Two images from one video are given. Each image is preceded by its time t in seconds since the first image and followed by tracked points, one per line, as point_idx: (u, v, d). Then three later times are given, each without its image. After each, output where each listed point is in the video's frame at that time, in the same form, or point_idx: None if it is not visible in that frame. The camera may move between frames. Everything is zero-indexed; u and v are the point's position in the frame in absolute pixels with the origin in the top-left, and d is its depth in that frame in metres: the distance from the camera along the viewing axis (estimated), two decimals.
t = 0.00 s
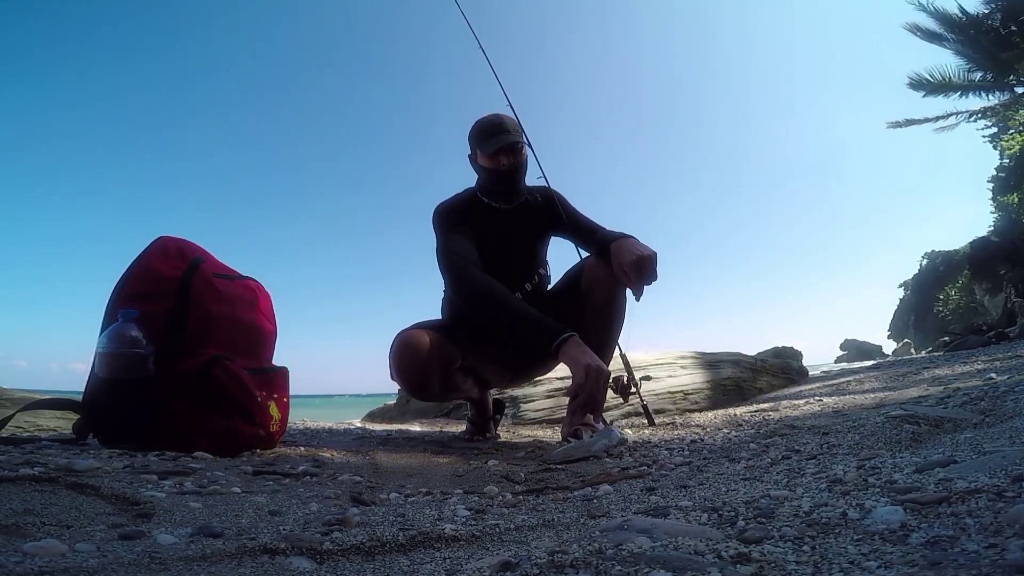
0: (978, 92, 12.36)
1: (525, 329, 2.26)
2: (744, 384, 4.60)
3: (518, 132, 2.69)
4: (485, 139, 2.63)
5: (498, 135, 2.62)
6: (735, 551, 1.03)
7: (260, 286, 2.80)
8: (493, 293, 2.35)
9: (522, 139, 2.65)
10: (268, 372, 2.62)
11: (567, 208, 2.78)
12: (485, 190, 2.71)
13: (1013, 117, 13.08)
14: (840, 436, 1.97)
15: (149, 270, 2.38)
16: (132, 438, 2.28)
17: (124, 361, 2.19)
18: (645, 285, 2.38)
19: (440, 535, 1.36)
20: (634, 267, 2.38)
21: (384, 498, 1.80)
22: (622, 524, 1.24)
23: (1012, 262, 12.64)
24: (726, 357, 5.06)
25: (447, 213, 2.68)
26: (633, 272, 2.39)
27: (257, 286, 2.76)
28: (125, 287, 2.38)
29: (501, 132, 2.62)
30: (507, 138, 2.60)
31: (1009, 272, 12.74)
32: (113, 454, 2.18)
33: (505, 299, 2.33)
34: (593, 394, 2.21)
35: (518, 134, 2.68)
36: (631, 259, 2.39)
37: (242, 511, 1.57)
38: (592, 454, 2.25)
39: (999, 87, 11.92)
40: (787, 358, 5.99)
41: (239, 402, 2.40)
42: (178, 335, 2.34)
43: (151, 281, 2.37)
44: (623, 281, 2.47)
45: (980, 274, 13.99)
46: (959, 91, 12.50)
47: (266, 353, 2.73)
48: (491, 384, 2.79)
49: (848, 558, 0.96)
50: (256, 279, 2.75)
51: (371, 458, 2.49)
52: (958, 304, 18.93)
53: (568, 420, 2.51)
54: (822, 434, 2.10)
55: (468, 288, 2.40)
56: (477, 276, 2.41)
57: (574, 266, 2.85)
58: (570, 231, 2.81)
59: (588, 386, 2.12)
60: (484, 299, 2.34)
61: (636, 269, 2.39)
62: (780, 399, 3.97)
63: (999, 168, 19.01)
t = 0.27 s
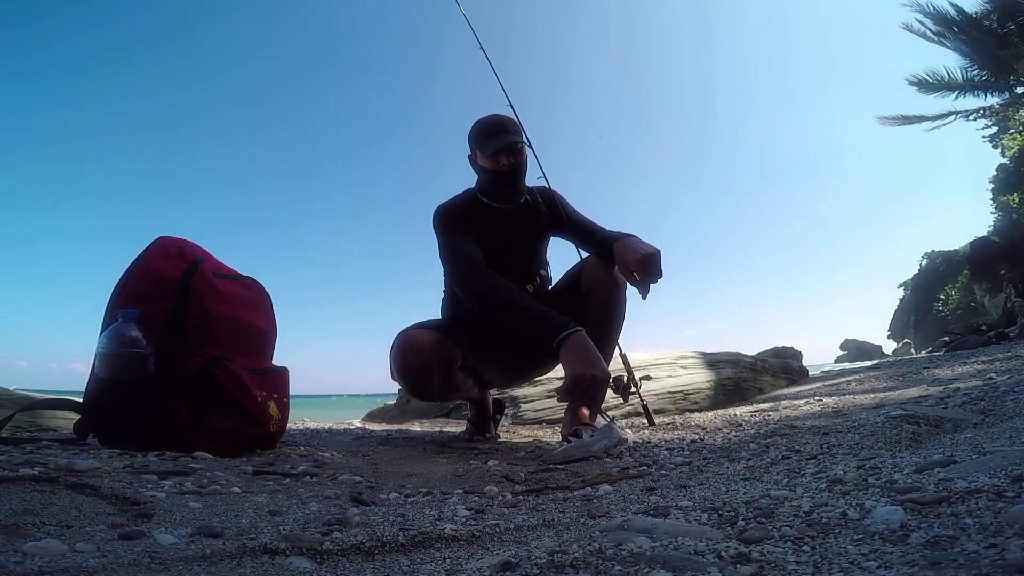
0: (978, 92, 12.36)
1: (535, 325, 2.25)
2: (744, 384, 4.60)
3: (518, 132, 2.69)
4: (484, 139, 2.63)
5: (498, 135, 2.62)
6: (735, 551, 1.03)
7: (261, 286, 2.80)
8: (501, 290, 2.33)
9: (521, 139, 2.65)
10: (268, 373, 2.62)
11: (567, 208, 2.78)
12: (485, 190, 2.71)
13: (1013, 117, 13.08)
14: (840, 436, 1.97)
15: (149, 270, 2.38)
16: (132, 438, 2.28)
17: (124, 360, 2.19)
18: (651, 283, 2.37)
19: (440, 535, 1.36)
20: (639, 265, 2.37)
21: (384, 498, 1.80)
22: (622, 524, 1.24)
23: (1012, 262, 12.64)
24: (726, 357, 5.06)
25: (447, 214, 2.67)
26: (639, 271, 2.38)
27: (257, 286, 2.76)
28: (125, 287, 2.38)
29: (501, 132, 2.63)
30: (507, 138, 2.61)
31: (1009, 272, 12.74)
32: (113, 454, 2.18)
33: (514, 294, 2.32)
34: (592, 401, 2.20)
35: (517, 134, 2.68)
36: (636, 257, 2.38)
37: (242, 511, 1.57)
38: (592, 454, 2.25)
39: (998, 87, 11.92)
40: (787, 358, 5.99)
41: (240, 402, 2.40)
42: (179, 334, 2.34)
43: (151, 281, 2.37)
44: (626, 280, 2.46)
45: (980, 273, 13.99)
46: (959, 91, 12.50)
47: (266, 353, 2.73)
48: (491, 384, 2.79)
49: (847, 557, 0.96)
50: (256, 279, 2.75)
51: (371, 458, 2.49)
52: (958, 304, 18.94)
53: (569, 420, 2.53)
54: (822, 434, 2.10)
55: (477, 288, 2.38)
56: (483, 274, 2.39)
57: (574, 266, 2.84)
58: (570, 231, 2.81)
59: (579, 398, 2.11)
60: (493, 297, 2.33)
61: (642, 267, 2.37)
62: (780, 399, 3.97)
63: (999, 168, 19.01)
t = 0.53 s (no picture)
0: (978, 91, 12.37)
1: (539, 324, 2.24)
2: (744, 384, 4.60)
3: (518, 132, 2.69)
4: (485, 140, 2.63)
5: (498, 135, 2.62)
6: (735, 551, 1.03)
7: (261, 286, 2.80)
8: (506, 289, 2.32)
9: (522, 139, 2.65)
10: (268, 372, 2.62)
11: (567, 208, 2.78)
12: (486, 190, 2.71)
13: (1014, 117, 13.08)
14: (840, 436, 1.97)
15: (149, 270, 2.38)
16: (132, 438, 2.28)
17: (124, 360, 2.19)
18: (650, 283, 2.37)
19: (440, 535, 1.36)
20: (639, 265, 2.37)
21: (384, 498, 1.80)
22: (622, 524, 1.24)
23: (1012, 261, 12.65)
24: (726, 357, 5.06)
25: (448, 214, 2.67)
26: (638, 270, 2.38)
27: (257, 286, 2.76)
28: (125, 287, 2.38)
29: (501, 132, 2.63)
30: (507, 139, 2.61)
31: (1009, 272, 12.74)
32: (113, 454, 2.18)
33: (518, 294, 2.30)
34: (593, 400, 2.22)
35: (517, 134, 2.68)
36: (635, 257, 2.38)
37: (242, 511, 1.57)
38: (592, 454, 2.25)
39: (998, 87, 11.92)
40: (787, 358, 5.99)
41: (240, 402, 2.40)
42: (179, 334, 2.34)
43: (151, 281, 2.37)
44: (626, 279, 2.46)
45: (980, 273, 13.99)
46: (959, 91, 12.50)
47: (266, 353, 2.73)
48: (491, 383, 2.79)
49: (847, 558, 0.96)
50: (256, 279, 2.75)
51: (371, 458, 2.49)
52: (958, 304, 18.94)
53: (568, 420, 2.53)
54: (822, 434, 2.10)
55: (479, 287, 2.37)
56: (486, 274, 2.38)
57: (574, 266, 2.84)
58: (570, 232, 2.81)
59: (574, 398, 2.15)
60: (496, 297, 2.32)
61: (641, 267, 2.37)
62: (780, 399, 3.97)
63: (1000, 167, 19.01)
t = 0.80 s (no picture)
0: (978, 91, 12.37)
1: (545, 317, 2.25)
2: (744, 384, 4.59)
3: (519, 132, 2.69)
4: (486, 140, 2.63)
5: (499, 135, 2.62)
6: (735, 551, 1.03)
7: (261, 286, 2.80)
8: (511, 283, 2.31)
9: (523, 139, 2.65)
10: (268, 372, 2.62)
11: (568, 209, 2.78)
12: (487, 190, 2.71)
13: (1014, 117, 13.08)
14: (840, 436, 1.97)
15: (149, 271, 2.37)
16: (132, 438, 2.28)
17: (124, 361, 2.19)
18: (650, 283, 2.37)
19: (440, 535, 1.36)
20: (639, 264, 2.37)
21: (384, 498, 1.80)
22: (622, 524, 1.24)
23: (1012, 261, 12.65)
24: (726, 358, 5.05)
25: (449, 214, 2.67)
26: (638, 270, 2.38)
27: (257, 286, 2.76)
28: (125, 287, 2.38)
29: (502, 132, 2.63)
30: (508, 138, 2.60)
31: (1009, 272, 12.74)
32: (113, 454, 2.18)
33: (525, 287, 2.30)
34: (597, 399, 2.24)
35: (519, 134, 2.68)
36: (635, 256, 2.38)
37: (242, 511, 1.57)
38: (592, 454, 2.25)
39: (998, 87, 11.92)
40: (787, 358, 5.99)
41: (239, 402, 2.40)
42: (179, 334, 2.34)
43: (151, 281, 2.37)
44: (626, 279, 2.46)
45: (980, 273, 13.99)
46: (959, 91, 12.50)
47: (266, 353, 2.73)
48: (490, 384, 2.79)
49: (847, 558, 0.96)
50: (256, 279, 2.76)
51: (371, 458, 2.49)
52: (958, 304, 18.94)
53: (569, 420, 2.54)
54: (822, 434, 2.10)
55: (483, 283, 2.36)
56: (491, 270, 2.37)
57: (574, 267, 2.84)
58: (570, 232, 2.81)
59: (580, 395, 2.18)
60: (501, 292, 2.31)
61: (642, 267, 2.37)
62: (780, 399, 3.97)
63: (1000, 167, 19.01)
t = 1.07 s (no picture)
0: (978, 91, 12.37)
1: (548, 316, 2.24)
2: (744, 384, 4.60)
3: (518, 132, 2.69)
4: (486, 139, 2.63)
5: (499, 135, 2.62)
6: (735, 551, 1.03)
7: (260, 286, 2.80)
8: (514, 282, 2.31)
9: (522, 140, 2.65)
10: (268, 372, 2.62)
11: (567, 209, 2.77)
12: (486, 190, 2.71)
13: (1014, 117, 13.08)
14: (840, 436, 1.97)
15: (149, 271, 2.37)
16: (132, 438, 2.28)
17: (124, 361, 2.19)
18: (651, 284, 2.37)
19: (440, 535, 1.36)
20: (640, 266, 2.36)
21: (384, 498, 1.80)
22: (622, 524, 1.24)
23: (1012, 262, 12.65)
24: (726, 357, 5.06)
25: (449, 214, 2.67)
26: (640, 271, 2.38)
27: (256, 286, 2.76)
28: (125, 287, 2.38)
29: (501, 132, 2.63)
30: (508, 138, 2.60)
31: (1009, 272, 12.74)
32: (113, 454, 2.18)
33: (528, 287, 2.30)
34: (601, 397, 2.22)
35: (518, 134, 2.68)
36: (636, 257, 2.38)
37: (242, 511, 1.57)
38: (592, 454, 2.25)
39: (998, 87, 11.92)
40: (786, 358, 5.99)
41: (239, 402, 2.40)
42: (179, 334, 2.34)
43: (151, 281, 2.37)
44: (627, 280, 2.46)
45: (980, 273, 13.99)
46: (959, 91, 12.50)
47: (266, 353, 2.73)
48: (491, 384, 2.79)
49: (847, 558, 0.96)
50: (256, 280, 2.76)
51: (370, 458, 2.49)
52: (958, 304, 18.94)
53: (569, 420, 2.54)
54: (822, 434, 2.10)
55: (486, 283, 2.35)
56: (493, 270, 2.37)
57: (574, 266, 2.84)
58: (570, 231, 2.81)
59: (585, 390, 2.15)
60: (503, 292, 2.30)
61: (643, 269, 2.37)
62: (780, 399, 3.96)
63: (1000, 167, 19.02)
